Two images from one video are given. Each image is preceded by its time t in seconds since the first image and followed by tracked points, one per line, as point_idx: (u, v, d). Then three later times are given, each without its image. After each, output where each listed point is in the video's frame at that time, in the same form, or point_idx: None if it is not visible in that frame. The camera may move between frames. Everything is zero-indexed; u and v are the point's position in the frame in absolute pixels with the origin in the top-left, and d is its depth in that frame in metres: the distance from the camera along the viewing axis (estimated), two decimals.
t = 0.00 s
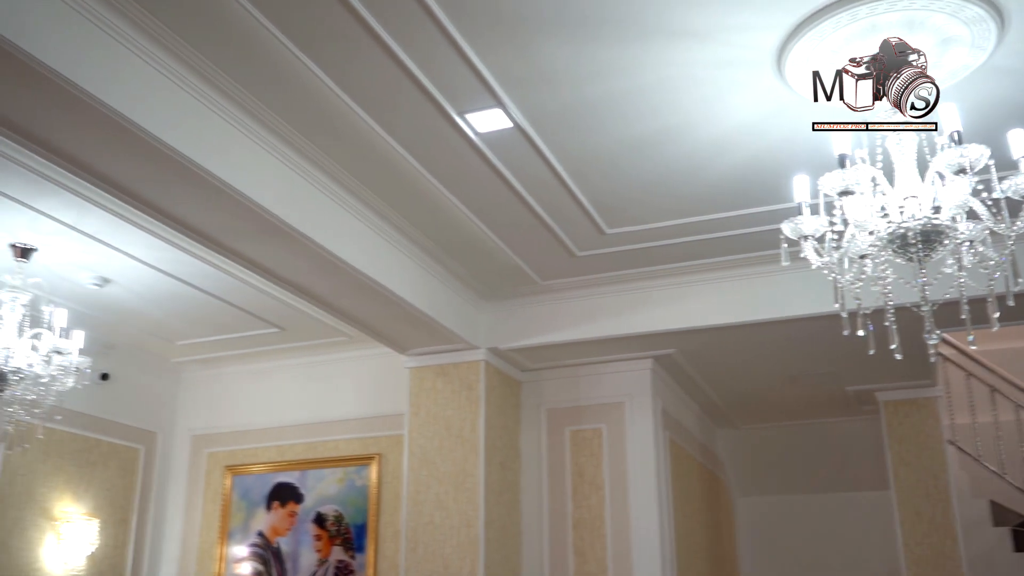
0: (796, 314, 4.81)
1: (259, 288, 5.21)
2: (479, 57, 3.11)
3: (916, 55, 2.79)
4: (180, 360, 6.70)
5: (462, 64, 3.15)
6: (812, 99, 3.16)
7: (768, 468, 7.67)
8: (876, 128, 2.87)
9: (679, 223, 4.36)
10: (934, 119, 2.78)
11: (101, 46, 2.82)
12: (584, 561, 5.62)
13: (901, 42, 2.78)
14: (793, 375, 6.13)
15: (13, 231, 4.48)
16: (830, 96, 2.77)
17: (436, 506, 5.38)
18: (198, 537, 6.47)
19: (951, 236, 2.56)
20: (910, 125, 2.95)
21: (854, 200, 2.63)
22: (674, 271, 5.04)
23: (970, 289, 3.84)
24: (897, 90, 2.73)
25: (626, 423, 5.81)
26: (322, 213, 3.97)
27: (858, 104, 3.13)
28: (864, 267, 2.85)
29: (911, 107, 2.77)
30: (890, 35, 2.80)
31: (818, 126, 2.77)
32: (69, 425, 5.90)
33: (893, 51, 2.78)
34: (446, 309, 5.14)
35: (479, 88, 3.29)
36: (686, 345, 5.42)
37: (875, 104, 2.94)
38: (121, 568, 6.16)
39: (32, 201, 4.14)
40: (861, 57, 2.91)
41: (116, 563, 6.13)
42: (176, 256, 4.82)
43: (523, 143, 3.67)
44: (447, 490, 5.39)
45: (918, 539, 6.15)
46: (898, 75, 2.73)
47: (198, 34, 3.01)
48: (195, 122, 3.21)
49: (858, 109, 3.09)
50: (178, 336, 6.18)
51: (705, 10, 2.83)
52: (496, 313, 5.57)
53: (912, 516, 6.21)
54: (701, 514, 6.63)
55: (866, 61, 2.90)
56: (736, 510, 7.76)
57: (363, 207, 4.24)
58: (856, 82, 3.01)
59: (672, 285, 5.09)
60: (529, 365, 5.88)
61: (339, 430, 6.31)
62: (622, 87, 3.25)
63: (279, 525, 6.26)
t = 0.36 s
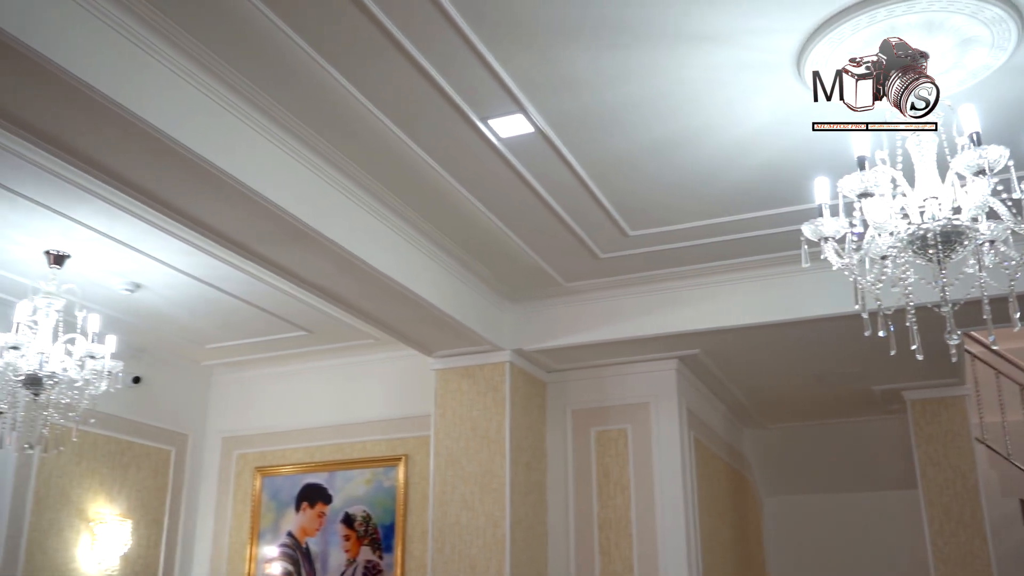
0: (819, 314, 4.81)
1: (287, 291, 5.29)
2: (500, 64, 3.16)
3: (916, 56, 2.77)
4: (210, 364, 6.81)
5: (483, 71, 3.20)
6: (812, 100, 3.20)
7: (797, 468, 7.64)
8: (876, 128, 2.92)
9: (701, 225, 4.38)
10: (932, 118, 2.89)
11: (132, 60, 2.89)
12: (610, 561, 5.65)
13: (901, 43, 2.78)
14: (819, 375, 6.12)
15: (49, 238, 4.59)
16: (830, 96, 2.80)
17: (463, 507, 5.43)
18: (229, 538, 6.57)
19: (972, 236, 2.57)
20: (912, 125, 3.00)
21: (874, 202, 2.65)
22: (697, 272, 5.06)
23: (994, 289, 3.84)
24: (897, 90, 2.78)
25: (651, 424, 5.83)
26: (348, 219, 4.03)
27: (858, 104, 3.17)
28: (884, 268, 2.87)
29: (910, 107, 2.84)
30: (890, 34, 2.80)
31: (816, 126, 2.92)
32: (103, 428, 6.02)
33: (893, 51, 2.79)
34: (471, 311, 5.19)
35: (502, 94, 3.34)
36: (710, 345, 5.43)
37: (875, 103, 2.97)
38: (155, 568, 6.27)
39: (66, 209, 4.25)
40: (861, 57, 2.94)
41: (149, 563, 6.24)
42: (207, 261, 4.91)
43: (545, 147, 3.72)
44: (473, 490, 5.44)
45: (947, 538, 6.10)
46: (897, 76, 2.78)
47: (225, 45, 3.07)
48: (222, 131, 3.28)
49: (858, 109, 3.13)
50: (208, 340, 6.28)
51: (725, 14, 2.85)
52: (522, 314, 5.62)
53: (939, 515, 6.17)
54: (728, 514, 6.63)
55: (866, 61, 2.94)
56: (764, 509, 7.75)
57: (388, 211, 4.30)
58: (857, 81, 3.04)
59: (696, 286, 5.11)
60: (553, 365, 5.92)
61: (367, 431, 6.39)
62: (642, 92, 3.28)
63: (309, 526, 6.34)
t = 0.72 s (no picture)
0: (839, 313, 4.82)
1: (310, 294, 5.35)
2: (517, 69, 3.20)
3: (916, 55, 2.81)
4: (235, 366, 6.89)
5: (501, 76, 3.25)
6: (813, 100, 3.24)
7: (820, 468, 7.62)
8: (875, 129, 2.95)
9: (720, 225, 4.40)
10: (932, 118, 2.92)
11: (153, 67, 2.96)
12: (632, 560, 5.68)
13: (901, 42, 2.81)
14: (841, 373, 6.11)
15: (77, 244, 4.68)
16: (829, 96, 2.82)
17: (485, 507, 5.48)
18: (255, 538, 6.66)
19: (988, 236, 2.58)
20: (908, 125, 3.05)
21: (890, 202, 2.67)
22: (716, 271, 5.07)
23: (1014, 286, 3.84)
24: (897, 90, 2.84)
25: (672, 423, 5.85)
26: (368, 222, 4.09)
27: (858, 104, 3.20)
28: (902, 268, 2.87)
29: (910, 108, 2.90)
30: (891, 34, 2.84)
31: (816, 126, 2.96)
32: (131, 430, 6.13)
33: (893, 51, 2.82)
34: (492, 313, 5.23)
35: (519, 99, 3.38)
36: (730, 344, 5.44)
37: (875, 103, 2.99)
38: (182, 568, 6.37)
39: (92, 215, 4.33)
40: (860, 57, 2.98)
41: (177, 563, 6.34)
42: (231, 265, 4.98)
43: (564, 150, 3.75)
44: (496, 490, 5.48)
45: (972, 536, 6.07)
46: (899, 76, 2.82)
47: (245, 52, 3.14)
48: (243, 136, 3.34)
49: (858, 109, 3.17)
50: (233, 343, 6.37)
51: (741, 17, 2.87)
52: (542, 315, 5.66)
53: (964, 514, 6.14)
54: (750, 513, 6.64)
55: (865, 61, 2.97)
56: (787, 508, 7.74)
57: (409, 214, 4.36)
58: (857, 81, 3.07)
59: (716, 285, 5.13)
60: (574, 365, 5.96)
61: (391, 432, 6.46)
62: (659, 95, 3.31)
63: (333, 526, 6.40)
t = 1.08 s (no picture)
0: (856, 312, 4.83)
1: (331, 296, 5.42)
2: (532, 75, 3.25)
3: (916, 55, 2.88)
4: (257, 368, 6.98)
5: (516, 82, 3.30)
6: (813, 100, 3.26)
7: (841, 466, 7.60)
8: (876, 129, 2.98)
9: (736, 225, 4.42)
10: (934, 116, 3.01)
11: (174, 73, 3.02)
12: (652, 558, 5.71)
13: (901, 42, 2.87)
14: (860, 371, 6.11)
15: (102, 248, 4.76)
16: (829, 96, 2.84)
17: (505, 506, 5.52)
18: (279, 538, 6.74)
19: (1000, 234, 2.60)
20: (908, 126, 3.09)
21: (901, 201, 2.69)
22: (734, 272, 5.09)
23: None
24: (898, 90, 2.90)
25: (691, 423, 5.86)
26: (387, 226, 4.15)
27: (858, 104, 3.23)
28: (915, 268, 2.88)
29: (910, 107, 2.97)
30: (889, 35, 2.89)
31: (818, 126, 2.98)
32: (156, 432, 6.23)
33: (892, 51, 2.89)
34: (510, 314, 5.27)
35: (534, 103, 3.42)
36: (749, 343, 5.45)
37: (874, 102, 3.05)
38: (207, 568, 6.46)
39: (116, 221, 4.41)
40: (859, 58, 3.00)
41: (202, 563, 6.43)
42: (252, 268, 5.05)
43: (579, 154, 3.80)
44: (516, 489, 5.53)
45: (993, 534, 6.05)
46: (898, 76, 2.89)
47: (264, 59, 3.19)
48: (262, 141, 3.40)
49: (858, 108, 3.21)
50: (256, 345, 6.45)
51: (753, 18, 2.89)
52: (560, 315, 5.70)
53: (985, 512, 6.12)
54: (770, 512, 6.64)
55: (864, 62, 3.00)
56: (808, 507, 7.73)
57: (427, 217, 4.41)
58: (857, 82, 3.09)
59: (734, 284, 5.15)
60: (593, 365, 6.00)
61: (412, 432, 6.52)
62: (672, 97, 3.34)
63: (355, 526, 6.47)
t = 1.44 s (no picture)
0: (873, 310, 4.82)
1: (351, 299, 5.49)
2: (544, 80, 3.29)
3: (916, 55, 2.81)
4: (280, 370, 7.07)
5: (528, 86, 3.33)
6: (814, 100, 3.29)
7: (863, 465, 7.57)
8: (874, 130, 3.00)
9: (751, 225, 4.44)
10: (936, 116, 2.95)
11: (192, 83, 3.07)
12: (672, 557, 5.72)
13: (901, 42, 2.81)
14: (879, 369, 6.09)
15: (126, 253, 4.85)
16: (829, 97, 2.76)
17: (525, 506, 5.56)
18: (302, 539, 6.82)
19: (1011, 233, 2.61)
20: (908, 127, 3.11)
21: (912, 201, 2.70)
22: (750, 271, 5.10)
23: None
24: (898, 90, 2.83)
25: (710, 422, 5.87)
26: (404, 229, 4.20)
27: (858, 104, 3.25)
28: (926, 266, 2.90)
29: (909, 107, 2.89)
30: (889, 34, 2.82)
31: (818, 126, 2.96)
32: (181, 434, 6.32)
33: (892, 50, 2.81)
34: (528, 316, 5.31)
35: (547, 107, 3.46)
36: (767, 342, 5.45)
37: (874, 102, 2.99)
38: (232, 568, 6.55)
39: (140, 227, 4.49)
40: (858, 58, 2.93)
41: (227, 563, 6.52)
42: (273, 272, 5.13)
43: (592, 156, 3.83)
44: (535, 489, 5.56)
45: (1015, 532, 6.01)
46: (899, 75, 2.81)
47: (280, 68, 3.24)
48: (280, 147, 3.45)
49: (858, 108, 3.24)
50: (277, 348, 6.53)
51: (763, 20, 2.91)
52: (577, 316, 5.74)
53: (1007, 510, 6.08)
54: (791, 511, 6.63)
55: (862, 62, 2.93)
56: (829, 506, 7.71)
57: (444, 220, 4.46)
58: (856, 81, 3.01)
59: (750, 283, 5.16)
60: (612, 365, 6.03)
61: (432, 433, 6.57)
62: (684, 100, 3.37)
63: (377, 525, 6.53)
